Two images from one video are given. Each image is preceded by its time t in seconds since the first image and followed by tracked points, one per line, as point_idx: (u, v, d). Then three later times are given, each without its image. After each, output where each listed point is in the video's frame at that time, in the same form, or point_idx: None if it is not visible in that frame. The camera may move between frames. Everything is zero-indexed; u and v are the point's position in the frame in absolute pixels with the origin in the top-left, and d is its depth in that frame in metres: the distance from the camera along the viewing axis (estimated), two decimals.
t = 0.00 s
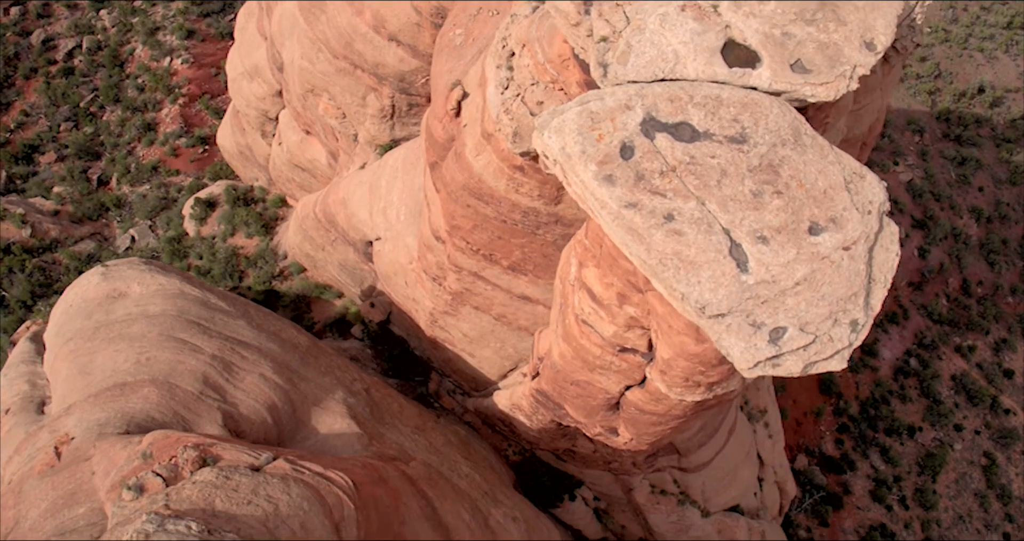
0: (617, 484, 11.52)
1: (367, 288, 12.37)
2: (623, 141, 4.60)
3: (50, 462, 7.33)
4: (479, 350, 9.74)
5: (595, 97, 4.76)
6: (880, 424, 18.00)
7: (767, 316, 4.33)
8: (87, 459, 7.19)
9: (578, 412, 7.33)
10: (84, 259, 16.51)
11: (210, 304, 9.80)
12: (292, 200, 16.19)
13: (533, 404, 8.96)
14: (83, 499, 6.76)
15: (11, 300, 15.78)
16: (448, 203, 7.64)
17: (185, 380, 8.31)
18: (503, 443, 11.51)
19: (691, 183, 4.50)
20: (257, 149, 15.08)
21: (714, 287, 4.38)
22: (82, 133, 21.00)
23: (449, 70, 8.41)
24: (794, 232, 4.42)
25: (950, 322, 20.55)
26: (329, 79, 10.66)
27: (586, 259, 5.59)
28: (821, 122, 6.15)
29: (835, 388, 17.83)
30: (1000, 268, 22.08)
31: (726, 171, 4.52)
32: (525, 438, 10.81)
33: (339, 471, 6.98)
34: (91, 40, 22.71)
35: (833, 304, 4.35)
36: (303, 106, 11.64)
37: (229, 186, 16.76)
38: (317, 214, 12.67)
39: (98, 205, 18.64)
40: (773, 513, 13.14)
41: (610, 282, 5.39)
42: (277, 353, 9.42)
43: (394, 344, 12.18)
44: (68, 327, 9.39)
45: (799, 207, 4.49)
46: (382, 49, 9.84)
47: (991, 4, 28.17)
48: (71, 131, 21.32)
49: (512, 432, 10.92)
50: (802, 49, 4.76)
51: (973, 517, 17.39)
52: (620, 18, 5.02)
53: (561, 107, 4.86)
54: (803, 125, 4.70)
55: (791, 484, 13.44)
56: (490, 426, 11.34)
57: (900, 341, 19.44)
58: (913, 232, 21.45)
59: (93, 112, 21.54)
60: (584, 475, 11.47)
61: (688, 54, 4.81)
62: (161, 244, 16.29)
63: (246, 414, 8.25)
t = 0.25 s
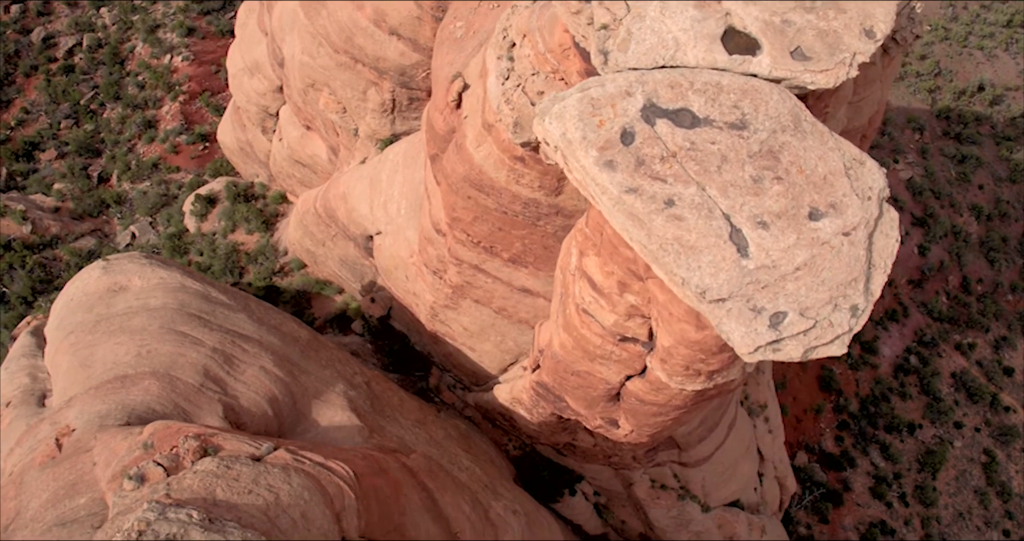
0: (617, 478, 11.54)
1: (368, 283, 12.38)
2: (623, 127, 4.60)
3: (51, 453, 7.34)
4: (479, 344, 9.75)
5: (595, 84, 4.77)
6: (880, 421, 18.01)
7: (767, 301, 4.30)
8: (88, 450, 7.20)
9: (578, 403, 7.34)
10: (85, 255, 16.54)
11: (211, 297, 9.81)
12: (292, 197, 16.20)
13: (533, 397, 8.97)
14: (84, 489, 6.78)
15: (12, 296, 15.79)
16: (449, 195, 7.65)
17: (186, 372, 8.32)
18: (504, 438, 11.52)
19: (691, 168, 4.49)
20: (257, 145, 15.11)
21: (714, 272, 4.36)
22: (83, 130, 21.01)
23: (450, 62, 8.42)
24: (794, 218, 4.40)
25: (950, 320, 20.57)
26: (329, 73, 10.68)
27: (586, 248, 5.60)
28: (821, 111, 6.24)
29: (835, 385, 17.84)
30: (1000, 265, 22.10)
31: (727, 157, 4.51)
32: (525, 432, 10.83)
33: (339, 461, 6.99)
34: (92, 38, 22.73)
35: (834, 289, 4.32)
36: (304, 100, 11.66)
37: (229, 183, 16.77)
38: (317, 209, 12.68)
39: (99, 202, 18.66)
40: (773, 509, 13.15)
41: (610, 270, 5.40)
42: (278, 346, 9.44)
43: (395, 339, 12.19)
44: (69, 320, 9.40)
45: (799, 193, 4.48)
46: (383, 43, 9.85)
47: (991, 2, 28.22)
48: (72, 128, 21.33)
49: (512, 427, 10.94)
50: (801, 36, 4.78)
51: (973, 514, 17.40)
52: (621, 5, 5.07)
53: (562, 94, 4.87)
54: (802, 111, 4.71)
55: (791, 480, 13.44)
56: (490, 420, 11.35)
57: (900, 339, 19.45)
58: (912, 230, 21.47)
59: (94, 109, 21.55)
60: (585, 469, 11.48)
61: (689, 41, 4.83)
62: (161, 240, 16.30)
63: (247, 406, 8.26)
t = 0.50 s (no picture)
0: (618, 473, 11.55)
1: (368, 279, 12.38)
2: (624, 113, 4.61)
3: (52, 445, 7.35)
4: (480, 338, 9.77)
5: (596, 71, 4.77)
6: (880, 419, 18.02)
7: (767, 286, 4.31)
8: (89, 442, 7.22)
9: (579, 395, 7.35)
10: (85, 252, 16.56)
11: (211, 291, 9.82)
12: (293, 193, 16.21)
13: (534, 390, 8.99)
14: (85, 480, 6.79)
15: (12, 292, 15.80)
16: (450, 187, 7.67)
17: (187, 365, 8.32)
18: (504, 433, 11.53)
19: (691, 155, 4.51)
20: (257, 142, 15.12)
21: (715, 257, 4.37)
22: (83, 128, 21.02)
23: (451, 55, 8.43)
24: (794, 203, 4.41)
25: (950, 318, 20.58)
26: (330, 68, 10.69)
27: (587, 237, 5.61)
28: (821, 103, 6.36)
29: (835, 382, 17.84)
30: (1000, 263, 22.11)
31: (727, 143, 4.53)
32: (526, 427, 10.83)
33: (340, 452, 7.00)
34: (92, 36, 22.74)
35: (834, 275, 4.32)
36: (305, 96, 11.67)
37: (230, 179, 16.78)
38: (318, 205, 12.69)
39: (100, 199, 18.67)
40: (773, 504, 13.16)
41: (611, 259, 5.41)
42: (279, 339, 9.45)
43: (395, 334, 12.20)
44: (70, 314, 9.40)
45: (799, 179, 4.49)
46: (384, 38, 9.86)
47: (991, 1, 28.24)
48: (72, 126, 21.33)
49: (512, 421, 10.95)
50: (801, 24, 4.78)
51: (973, 512, 17.41)
52: None
53: (563, 81, 4.88)
54: (803, 98, 4.71)
55: (791, 476, 13.45)
56: (491, 415, 11.37)
57: (900, 336, 19.46)
58: (912, 228, 21.48)
59: (94, 107, 21.56)
60: (585, 464, 11.49)
61: (689, 28, 4.84)
62: (162, 237, 16.31)
63: (248, 399, 8.27)
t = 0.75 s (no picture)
0: (618, 469, 11.55)
1: (368, 275, 12.38)
2: (624, 101, 4.61)
3: (53, 438, 7.35)
4: (480, 333, 9.78)
5: (596, 60, 4.78)
6: (880, 416, 18.03)
7: (768, 274, 4.31)
8: (89, 434, 7.22)
9: (579, 388, 7.36)
10: (85, 249, 16.61)
11: (212, 286, 9.83)
12: (293, 191, 16.21)
13: (534, 384, 9.00)
14: (85, 472, 6.80)
15: (12, 289, 15.82)
16: (450, 181, 7.67)
17: (187, 359, 8.34)
18: (504, 428, 11.53)
19: (692, 142, 4.51)
20: (258, 139, 15.13)
21: (715, 244, 4.37)
22: (84, 126, 21.03)
23: (451, 49, 8.43)
24: (794, 191, 4.42)
25: (950, 316, 20.59)
26: (331, 63, 10.70)
27: (588, 228, 5.62)
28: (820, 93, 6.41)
29: (835, 380, 17.84)
30: (1000, 262, 22.13)
31: (727, 131, 4.53)
32: (526, 422, 10.84)
33: (341, 444, 7.01)
34: (93, 34, 22.74)
35: (834, 262, 4.32)
36: (305, 91, 11.68)
37: (230, 176, 16.78)
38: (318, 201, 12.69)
39: (100, 197, 18.70)
40: (773, 501, 13.16)
41: (612, 249, 5.42)
42: (279, 333, 9.46)
43: (395, 330, 12.21)
44: (71, 309, 9.41)
45: (799, 166, 4.50)
46: (384, 32, 9.87)
47: None
48: (72, 124, 21.34)
49: (513, 417, 10.95)
50: (801, 13, 4.79)
51: (973, 510, 17.41)
52: None
53: (563, 70, 4.87)
54: (802, 87, 4.72)
55: (791, 472, 13.46)
56: (491, 411, 11.37)
57: (900, 334, 19.46)
58: (912, 226, 21.49)
59: (94, 105, 21.55)
60: (585, 460, 11.50)
61: (689, 17, 4.83)
62: (162, 234, 16.33)
63: (248, 393, 8.27)
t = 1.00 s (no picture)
0: (618, 465, 11.56)
1: (369, 271, 12.38)
2: (624, 90, 4.62)
3: (53, 431, 7.35)
4: (480, 328, 9.79)
5: (596, 49, 4.79)
6: (880, 414, 18.04)
7: (767, 261, 4.32)
8: (90, 427, 7.24)
9: (579, 381, 7.37)
10: (85, 246, 16.62)
11: (212, 280, 9.84)
12: (294, 188, 16.22)
13: (534, 379, 9.01)
14: (86, 464, 6.81)
15: (13, 286, 15.85)
16: (450, 174, 7.69)
17: (188, 352, 8.35)
18: (504, 424, 11.54)
19: (691, 130, 4.52)
20: (258, 135, 15.13)
21: (715, 232, 4.38)
22: (84, 124, 21.04)
23: (451, 42, 8.44)
24: (793, 179, 4.43)
25: (950, 314, 20.60)
26: (331, 59, 10.71)
27: (588, 219, 5.63)
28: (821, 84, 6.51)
29: (835, 378, 17.85)
30: (1000, 260, 22.14)
31: (727, 119, 4.54)
32: (526, 418, 10.85)
33: (341, 436, 7.02)
34: (93, 32, 22.75)
35: (833, 250, 4.33)
36: (306, 87, 11.70)
37: (230, 174, 16.78)
38: (319, 197, 12.69)
39: (100, 194, 18.72)
40: (773, 497, 13.16)
41: (612, 240, 5.43)
42: (279, 328, 9.47)
43: (395, 326, 12.22)
44: (71, 303, 9.42)
45: (798, 154, 4.51)
46: (385, 28, 9.87)
47: None
48: (73, 122, 21.36)
49: (513, 412, 10.96)
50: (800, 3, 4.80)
51: (973, 507, 17.41)
52: None
53: (563, 59, 4.88)
54: (801, 76, 4.73)
55: (790, 469, 13.46)
56: (491, 407, 11.38)
57: (900, 332, 19.47)
58: (912, 224, 21.50)
59: (94, 103, 21.55)
60: (585, 456, 11.51)
61: (689, 7, 4.85)
62: (163, 231, 16.34)
63: (248, 386, 8.27)
